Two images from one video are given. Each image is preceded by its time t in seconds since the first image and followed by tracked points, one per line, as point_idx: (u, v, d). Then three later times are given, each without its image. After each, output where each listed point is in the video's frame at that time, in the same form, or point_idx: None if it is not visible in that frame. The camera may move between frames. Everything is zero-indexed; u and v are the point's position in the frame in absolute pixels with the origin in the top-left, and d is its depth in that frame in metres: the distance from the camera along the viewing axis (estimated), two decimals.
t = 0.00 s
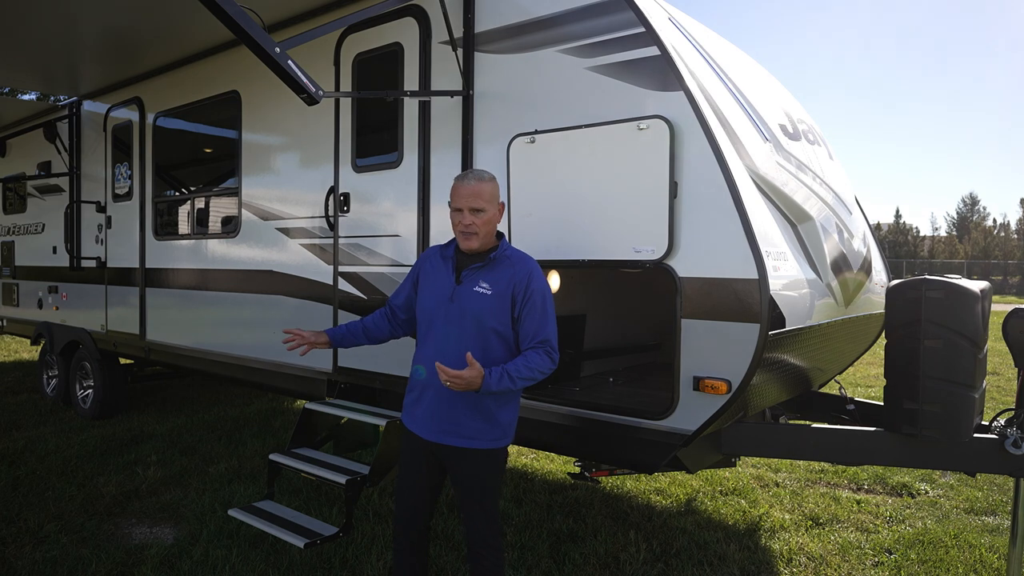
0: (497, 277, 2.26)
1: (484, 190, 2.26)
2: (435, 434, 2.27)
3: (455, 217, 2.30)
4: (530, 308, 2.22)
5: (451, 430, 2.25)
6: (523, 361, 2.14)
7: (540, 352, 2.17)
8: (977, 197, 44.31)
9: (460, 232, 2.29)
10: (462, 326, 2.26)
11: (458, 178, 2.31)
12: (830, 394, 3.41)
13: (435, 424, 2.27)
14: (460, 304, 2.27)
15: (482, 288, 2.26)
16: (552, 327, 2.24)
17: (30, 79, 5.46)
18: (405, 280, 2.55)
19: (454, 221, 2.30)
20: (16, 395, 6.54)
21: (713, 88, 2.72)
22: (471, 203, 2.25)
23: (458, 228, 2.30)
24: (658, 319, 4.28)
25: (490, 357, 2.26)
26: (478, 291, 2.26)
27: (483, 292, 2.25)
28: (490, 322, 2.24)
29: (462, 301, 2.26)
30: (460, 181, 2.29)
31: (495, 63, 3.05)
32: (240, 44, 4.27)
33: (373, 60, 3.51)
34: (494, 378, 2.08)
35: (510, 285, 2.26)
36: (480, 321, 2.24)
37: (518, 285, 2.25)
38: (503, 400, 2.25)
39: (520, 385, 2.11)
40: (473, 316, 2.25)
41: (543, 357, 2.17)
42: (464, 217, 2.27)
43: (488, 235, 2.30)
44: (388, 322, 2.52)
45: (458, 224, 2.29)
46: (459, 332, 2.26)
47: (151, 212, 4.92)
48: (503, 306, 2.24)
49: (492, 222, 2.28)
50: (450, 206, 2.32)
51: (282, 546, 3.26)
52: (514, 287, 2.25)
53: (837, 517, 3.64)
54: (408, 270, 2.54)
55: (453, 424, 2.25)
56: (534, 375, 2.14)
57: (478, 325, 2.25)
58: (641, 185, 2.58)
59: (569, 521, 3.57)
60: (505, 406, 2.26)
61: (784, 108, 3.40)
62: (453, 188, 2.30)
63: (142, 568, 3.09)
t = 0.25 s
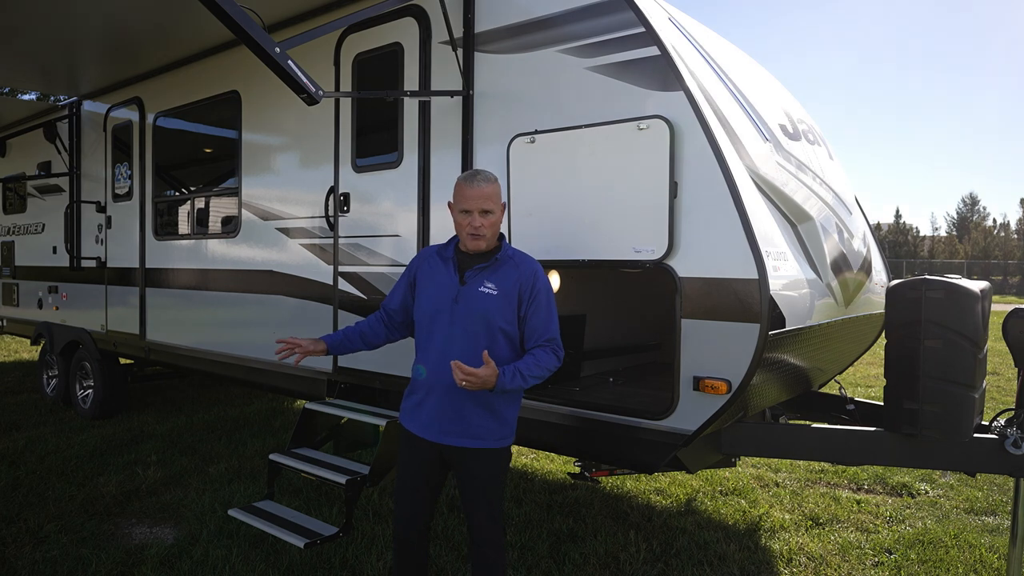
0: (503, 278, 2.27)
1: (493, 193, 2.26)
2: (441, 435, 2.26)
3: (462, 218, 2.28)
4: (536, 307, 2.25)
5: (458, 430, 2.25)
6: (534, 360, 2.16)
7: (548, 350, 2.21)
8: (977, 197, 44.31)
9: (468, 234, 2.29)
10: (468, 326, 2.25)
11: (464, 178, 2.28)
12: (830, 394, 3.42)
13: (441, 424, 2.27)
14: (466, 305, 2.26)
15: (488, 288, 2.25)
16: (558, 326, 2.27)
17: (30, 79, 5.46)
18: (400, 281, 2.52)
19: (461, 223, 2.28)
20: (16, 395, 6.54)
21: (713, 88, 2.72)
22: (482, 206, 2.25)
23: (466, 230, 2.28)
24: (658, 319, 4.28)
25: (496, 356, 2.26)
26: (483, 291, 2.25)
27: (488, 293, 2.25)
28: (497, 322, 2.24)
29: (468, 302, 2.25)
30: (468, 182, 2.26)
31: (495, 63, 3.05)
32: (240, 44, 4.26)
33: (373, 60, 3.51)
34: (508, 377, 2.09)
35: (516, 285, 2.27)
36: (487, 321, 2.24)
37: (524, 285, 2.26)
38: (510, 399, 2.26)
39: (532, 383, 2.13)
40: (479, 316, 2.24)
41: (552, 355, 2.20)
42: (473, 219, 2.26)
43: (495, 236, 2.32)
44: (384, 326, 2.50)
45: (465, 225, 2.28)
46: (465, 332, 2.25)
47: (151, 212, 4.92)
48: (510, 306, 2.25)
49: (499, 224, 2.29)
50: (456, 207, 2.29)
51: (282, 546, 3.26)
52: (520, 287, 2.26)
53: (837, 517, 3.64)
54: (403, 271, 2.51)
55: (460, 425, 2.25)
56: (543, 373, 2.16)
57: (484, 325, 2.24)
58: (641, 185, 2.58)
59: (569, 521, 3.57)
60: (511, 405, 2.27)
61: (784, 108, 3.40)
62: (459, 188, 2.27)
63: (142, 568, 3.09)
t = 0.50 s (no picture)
0: (502, 280, 2.27)
1: (496, 193, 2.24)
2: (441, 437, 2.24)
3: (465, 218, 2.25)
4: (534, 310, 2.28)
5: (460, 432, 2.24)
6: (536, 361, 2.20)
7: (546, 351, 2.25)
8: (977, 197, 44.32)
9: (471, 234, 2.26)
10: (469, 328, 2.23)
11: (466, 178, 2.24)
12: (830, 394, 3.42)
13: (441, 427, 2.24)
14: (467, 307, 2.23)
15: (489, 291, 2.24)
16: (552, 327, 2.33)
17: (30, 79, 5.46)
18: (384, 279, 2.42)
19: (464, 223, 2.25)
20: (16, 395, 6.54)
21: (713, 88, 2.72)
22: (489, 207, 2.22)
23: (469, 230, 2.25)
24: (657, 319, 4.28)
25: (495, 358, 2.27)
26: (484, 293, 2.24)
27: (489, 296, 2.24)
28: (498, 324, 2.24)
29: (470, 304, 2.22)
30: (472, 182, 2.23)
31: (495, 63, 3.05)
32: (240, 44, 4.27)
33: (373, 60, 3.51)
34: (516, 382, 2.12)
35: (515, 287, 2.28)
36: (488, 323, 2.23)
37: (523, 287, 2.28)
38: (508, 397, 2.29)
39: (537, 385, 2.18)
40: (480, 317, 2.22)
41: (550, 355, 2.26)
42: (478, 219, 2.23)
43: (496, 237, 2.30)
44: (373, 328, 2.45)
45: (469, 226, 2.24)
46: (466, 334, 2.23)
47: (151, 212, 4.92)
48: (510, 308, 2.26)
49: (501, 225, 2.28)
50: (458, 207, 2.25)
51: (282, 546, 3.26)
52: (520, 290, 2.28)
53: (837, 516, 3.64)
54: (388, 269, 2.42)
55: (462, 427, 2.24)
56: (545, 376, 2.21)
57: (486, 327, 2.23)
58: (641, 186, 2.58)
59: (569, 521, 3.57)
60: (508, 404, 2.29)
61: (783, 108, 3.40)
62: (463, 188, 2.23)
63: (142, 568, 3.08)
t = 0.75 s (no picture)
0: (487, 278, 2.31)
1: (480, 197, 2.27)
2: (446, 440, 2.21)
3: (456, 224, 2.23)
4: (514, 305, 2.38)
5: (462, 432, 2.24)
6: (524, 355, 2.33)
7: (527, 344, 2.38)
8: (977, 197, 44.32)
9: (463, 239, 2.24)
10: (465, 329, 2.23)
11: (451, 185, 2.22)
12: (830, 394, 3.42)
13: (443, 430, 2.21)
14: (463, 307, 2.23)
15: (479, 290, 2.27)
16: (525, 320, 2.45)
17: (30, 79, 5.46)
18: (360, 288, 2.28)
19: (456, 228, 2.22)
20: (16, 395, 6.54)
21: (713, 88, 2.72)
22: (480, 211, 2.24)
23: (461, 235, 2.24)
24: (658, 319, 4.28)
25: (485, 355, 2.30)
26: (476, 292, 2.26)
27: (479, 295, 2.27)
28: (489, 321, 2.28)
29: (466, 304, 2.22)
30: (460, 187, 2.22)
31: (495, 63, 3.05)
32: (240, 44, 4.27)
33: (373, 60, 3.51)
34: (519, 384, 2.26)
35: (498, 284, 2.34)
36: (482, 322, 2.26)
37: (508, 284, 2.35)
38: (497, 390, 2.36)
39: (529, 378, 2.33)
40: (475, 317, 2.24)
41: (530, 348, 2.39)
42: (470, 224, 2.23)
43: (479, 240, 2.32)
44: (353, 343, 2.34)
45: (461, 231, 2.23)
46: (463, 335, 2.23)
47: (151, 212, 4.92)
48: (497, 305, 2.32)
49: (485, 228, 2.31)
50: (446, 214, 2.22)
51: (282, 546, 3.26)
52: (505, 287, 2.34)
53: (837, 516, 3.64)
54: (362, 276, 2.28)
55: (464, 426, 2.24)
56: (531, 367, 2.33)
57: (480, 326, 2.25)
58: (641, 186, 2.58)
59: (569, 521, 3.57)
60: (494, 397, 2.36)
61: (783, 108, 3.40)
62: (451, 194, 2.21)
63: (142, 568, 3.08)
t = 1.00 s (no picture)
0: (454, 270, 2.42)
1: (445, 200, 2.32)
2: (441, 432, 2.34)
3: (432, 230, 2.27)
4: (476, 291, 2.53)
5: (449, 422, 2.37)
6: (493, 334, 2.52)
7: (490, 324, 2.56)
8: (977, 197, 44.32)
9: (439, 242, 2.30)
10: (446, 323, 2.34)
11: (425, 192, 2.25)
12: (830, 395, 3.42)
13: (437, 424, 2.33)
14: (441, 304, 2.32)
15: (451, 283, 2.38)
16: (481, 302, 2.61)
17: (30, 79, 5.46)
18: (339, 302, 2.19)
19: (432, 236, 2.27)
20: (16, 395, 6.54)
21: (713, 88, 2.72)
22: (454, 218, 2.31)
23: (438, 242, 2.30)
24: (658, 319, 4.28)
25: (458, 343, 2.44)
26: (448, 287, 2.36)
27: (451, 288, 2.38)
28: (461, 312, 2.42)
29: (444, 300, 2.33)
30: (433, 194, 2.26)
31: (495, 63, 3.05)
32: (240, 44, 4.27)
33: (373, 60, 3.51)
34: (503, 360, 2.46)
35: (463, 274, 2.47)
36: (458, 313, 2.39)
37: (467, 274, 2.48)
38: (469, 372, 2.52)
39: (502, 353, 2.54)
40: (452, 310, 2.36)
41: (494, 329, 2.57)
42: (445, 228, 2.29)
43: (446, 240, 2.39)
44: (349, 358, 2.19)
45: (437, 236, 2.28)
46: (445, 330, 2.33)
47: (151, 212, 4.92)
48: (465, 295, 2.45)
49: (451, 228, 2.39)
50: (423, 221, 2.25)
51: (282, 546, 3.26)
52: (466, 278, 2.47)
53: (837, 516, 3.64)
54: (336, 285, 2.20)
55: (450, 415, 2.37)
56: (492, 348, 2.53)
57: (455, 319, 2.37)
58: (641, 186, 2.58)
59: (569, 521, 3.57)
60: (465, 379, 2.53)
61: (783, 108, 3.40)
62: (427, 202, 2.24)
63: (142, 568, 3.08)
